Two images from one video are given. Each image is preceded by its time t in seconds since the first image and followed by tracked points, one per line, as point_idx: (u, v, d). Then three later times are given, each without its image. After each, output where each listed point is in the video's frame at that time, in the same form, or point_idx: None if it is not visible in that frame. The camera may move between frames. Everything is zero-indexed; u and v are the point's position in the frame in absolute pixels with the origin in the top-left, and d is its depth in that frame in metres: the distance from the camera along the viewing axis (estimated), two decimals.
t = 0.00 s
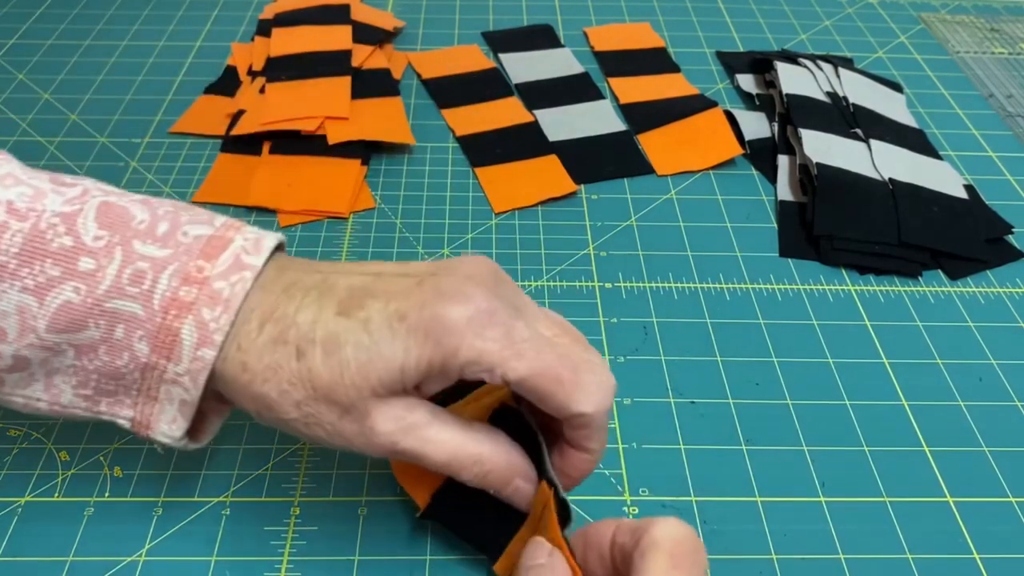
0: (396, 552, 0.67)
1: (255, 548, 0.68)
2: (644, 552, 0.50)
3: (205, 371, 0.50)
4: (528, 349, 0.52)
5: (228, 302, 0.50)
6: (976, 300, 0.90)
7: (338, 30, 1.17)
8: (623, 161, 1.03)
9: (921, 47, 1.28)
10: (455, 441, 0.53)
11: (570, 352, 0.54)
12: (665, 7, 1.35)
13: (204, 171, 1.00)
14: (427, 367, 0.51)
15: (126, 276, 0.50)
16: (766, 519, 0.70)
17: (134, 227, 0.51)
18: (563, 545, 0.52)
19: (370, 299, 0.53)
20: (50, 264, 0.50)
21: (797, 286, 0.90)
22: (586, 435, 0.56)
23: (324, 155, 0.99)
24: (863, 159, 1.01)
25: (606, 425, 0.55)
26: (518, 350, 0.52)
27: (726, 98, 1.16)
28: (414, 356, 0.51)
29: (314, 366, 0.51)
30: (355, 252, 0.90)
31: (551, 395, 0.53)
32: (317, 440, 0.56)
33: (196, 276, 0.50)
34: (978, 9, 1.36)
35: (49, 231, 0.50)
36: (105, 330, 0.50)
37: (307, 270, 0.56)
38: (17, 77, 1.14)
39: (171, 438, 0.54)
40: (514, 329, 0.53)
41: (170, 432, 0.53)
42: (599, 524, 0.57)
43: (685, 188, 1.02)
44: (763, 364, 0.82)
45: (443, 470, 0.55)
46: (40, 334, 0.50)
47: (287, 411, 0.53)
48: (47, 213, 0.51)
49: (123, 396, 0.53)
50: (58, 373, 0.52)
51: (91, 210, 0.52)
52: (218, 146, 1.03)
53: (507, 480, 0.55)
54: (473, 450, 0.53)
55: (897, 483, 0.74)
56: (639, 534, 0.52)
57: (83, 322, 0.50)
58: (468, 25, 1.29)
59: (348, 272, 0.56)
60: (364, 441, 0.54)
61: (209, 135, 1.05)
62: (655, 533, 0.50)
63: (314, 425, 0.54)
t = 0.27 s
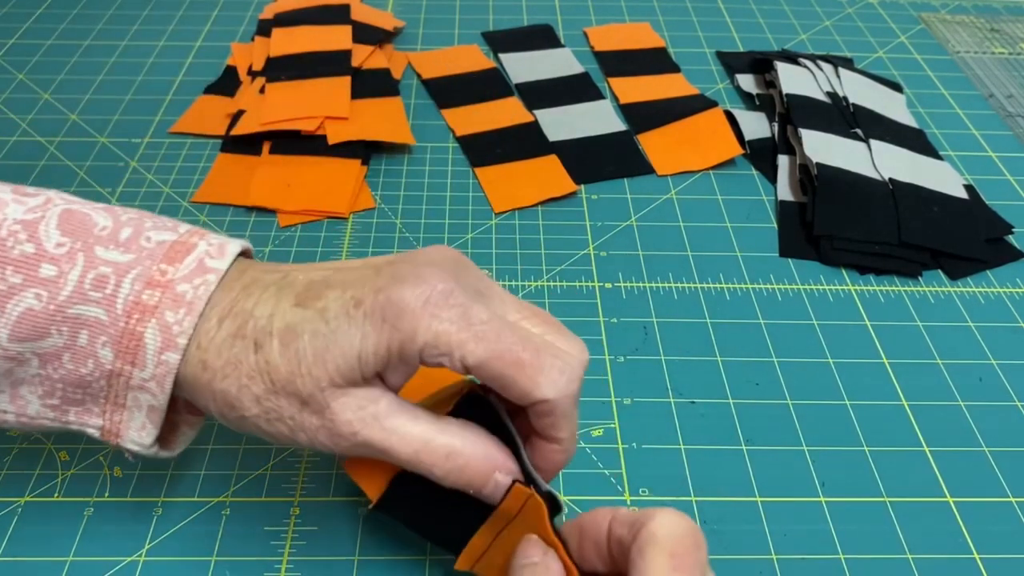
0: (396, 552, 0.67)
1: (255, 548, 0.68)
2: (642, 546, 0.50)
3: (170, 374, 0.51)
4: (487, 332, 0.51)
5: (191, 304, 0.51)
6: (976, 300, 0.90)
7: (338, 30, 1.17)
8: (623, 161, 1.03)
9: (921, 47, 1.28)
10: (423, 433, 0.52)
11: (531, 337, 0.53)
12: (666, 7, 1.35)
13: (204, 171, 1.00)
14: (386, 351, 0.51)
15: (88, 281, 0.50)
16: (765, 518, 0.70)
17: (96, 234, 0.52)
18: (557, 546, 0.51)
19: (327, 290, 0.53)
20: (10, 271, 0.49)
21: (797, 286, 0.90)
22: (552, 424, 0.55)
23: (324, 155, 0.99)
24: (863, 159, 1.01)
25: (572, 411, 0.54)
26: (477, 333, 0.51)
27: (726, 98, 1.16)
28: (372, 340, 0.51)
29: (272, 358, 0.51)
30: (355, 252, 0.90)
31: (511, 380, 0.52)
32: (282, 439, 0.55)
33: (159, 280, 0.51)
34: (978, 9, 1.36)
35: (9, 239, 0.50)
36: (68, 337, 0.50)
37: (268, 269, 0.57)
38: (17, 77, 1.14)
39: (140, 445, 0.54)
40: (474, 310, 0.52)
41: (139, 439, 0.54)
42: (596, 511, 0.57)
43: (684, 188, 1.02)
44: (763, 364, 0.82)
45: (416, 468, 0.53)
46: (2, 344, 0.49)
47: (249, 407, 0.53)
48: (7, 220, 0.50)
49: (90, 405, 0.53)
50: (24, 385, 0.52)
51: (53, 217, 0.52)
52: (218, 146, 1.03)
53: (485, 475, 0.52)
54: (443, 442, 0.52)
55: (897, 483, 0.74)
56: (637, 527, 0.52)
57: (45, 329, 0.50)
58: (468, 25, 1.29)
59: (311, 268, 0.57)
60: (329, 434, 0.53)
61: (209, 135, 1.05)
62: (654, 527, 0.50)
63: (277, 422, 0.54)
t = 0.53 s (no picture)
0: (395, 553, 0.67)
1: (255, 548, 0.68)
2: (639, 549, 0.49)
3: (158, 383, 0.51)
4: (477, 325, 0.52)
5: (179, 311, 0.52)
6: (976, 300, 0.90)
7: (338, 30, 1.17)
8: (623, 161, 1.03)
9: (921, 47, 1.28)
10: (409, 445, 0.50)
11: (521, 329, 0.53)
12: (666, 7, 1.35)
13: (204, 171, 1.00)
14: (370, 348, 0.51)
15: (76, 290, 0.50)
16: (765, 518, 0.70)
17: (85, 243, 0.52)
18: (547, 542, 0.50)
19: (315, 290, 0.54)
20: None
21: (797, 286, 0.90)
22: (546, 418, 0.54)
23: (324, 155, 0.99)
24: (863, 159, 1.01)
25: (565, 402, 0.54)
26: (466, 324, 0.52)
27: (726, 98, 1.16)
28: (356, 336, 0.51)
29: (258, 357, 0.52)
30: (355, 252, 0.90)
31: (504, 371, 0.51)
32: (269, 448, 0.55)
33: (147, 287, 0.51)
34: (978, 9, 1.36)
35: None
36: (56, 347, 0.50)
37: (257, 275, 0.57)
38: (17, 77, 1.14)
39: (132, 454, 0.55)
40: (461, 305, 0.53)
41: (131, 448, 0.55)
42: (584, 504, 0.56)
43: (685, 188, 1.02)
44: (763, 364, 0.82)
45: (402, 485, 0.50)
46: None
47: (233, 411, 0.53)
48: None
49: (80, 415, 0.54)
50: (12, 397, 0.53)
51: (41, 227, 0.52)
52: (218, 146, 1.03)
53: (477, 487, 0.51)
54: (429, 456, 0.50)
55: (897, 483, 0.74)
56: (632, 527, 0.51)
57: (31, 339, 0.49)
58: (468, 25, 1.28)
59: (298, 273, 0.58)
60: (313, 440, 0.52)
61: (209, 135, 1.05)
62: (651, 530, 0.50)
63: (262, 427, 0.53)
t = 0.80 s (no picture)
0: (395, 553, 0.67)
1: (255, 548, 0.68)
2: (631, 543, 0.49)
3: (145, 392, 0.51)
4: (463, 314, 0.50)
5: (165, 319, 0.52)
6: (977, 300, 0.90)
7: (337, 30, 1.17)
8: (623, 161, 1.03)
9: (922, 47, 1.27)
10: (402, 442, 0.49)
11: (510, 317, 0.51)
12: (666, 7, 1.35)
13: (204, 172, 1.00)
14: (351, 346, 0.49)
15: (62, 296, 0.50)
16: (765, 519, 0.70)
17: (71, 249, 0.52)
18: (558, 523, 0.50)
19: (296, 291, 0.53)
20: None
21: (797, 286, 0.90)
22: (545, 405, 0.53)
23: (324, 155, 0.99)
24: (863, 159, 1.00)
25: (563, 387, 0.52)
26: (451, 314, 0.50)
27: (726, 98, 1.16)
28: (336, 334, 0.50)
29: (241, 362, 0.52)
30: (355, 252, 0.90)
31: (495, 360, 0.50)
32: (262, 454, 0.55)
33: (134, 293, 0.51)
34: (979, 9, 1.36)
35: None
36: (42, 355, 0.50)
37: (245, 277, 0.57)
38: (17, 77, 1.14)
39: (122, 466, 0.55)
40: (446, 295, 0.51)
41: (121, 459, 0.55)
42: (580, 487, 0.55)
43: (685, 188, 1.01)
44: (763, 364, 0.82)
45: (399, 483, 0.49)
46: None
47: (223, 418, 0.53)
48: None
49: (69, 425, 0.54)
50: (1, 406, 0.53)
51: (27, 231, 0.52)
52: (218, 146, 1.03)
53: (479, 480, 0.50)
54: (424, 452, 0.48)
55: (897, 484, 0.73)
56: (624, 518, 0.51)
57: (17, 348, 0.49)
58: (467, 25, 1.28)
59: (284, 272, 0.57)
60: (303, 444, 0.51)
61: (209, 135, 1.05)
62: (643, 522, 0.49)
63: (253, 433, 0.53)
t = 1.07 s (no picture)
0: (395, 553, 0.67)
1: (255, 548, 0.67)
2: (610, 526, 0.48)
3: (132, 398, 0.51)
4: (451, 317, 0.49)
5: (152, 324, 0.52)
6: (978, 300, 0.90)
7: (337, 30, 1.16)
8: (623, 161, 1.03)
9: (923, 47, 1.27)
10: (396, 438, 0.49)
11: (501, 318, 0.50)
12: (666, 7, 1.35)
13: (204, 171, 0.99)
14: (333, 354, 0.49)
15: (46, 300, 0.50)
16: (766, 519, 0.70)
17: (56, 250, 0.52)
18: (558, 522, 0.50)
19: (278, 296, 0.53)
20: None
21: (797, 286, 0.90)
22: (543, 404, 0.51)
23: (324, 155, 0.99)
24: (863, 159, 1.00)
25: (561, 386, 0.51)
26: (438, 319, 0.49)
27: (726, 97, 1.15)
28: (318, 342, 0.49)
29: (224, 371, 0.52)
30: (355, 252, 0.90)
31: (487, 362, 0.49)
32: (253, 458, 0.55)
33: (120, 297, 0.51)
34: (979, 9, 1.36)
35: None
36: (27, 360, 0.50)
37: (232, 278, 0.57)
38: (16, 76, 1.14)
39: (110, 472, 0.55)
40: (432, 297, 0.50)
41: (108, 466, 0.55)
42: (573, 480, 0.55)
43: (685, 188, 1.01)
44: (763, 364, 0.82)
45: (396, 478, 0.49)
46: None
47: (212, 425, 0.53)
48: None
49: (56, 431, 0.54)
50: None
51: (12, 232, 0.52)
52: (217, 146, 1.03)
53: (476, 474, 0.49)
54: (418, 446, 0.49)
55: (898, 484, 0.73)
56: (608, 502, 0.51)
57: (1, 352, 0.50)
58: (467, 25, 1.28)
59: (267, 273, 0.57)
60: (292, 449, 0.51)
61: (208, 134, 1.04)
62: (626, 506, 0.49)
63: (243, 440, 0.54)
